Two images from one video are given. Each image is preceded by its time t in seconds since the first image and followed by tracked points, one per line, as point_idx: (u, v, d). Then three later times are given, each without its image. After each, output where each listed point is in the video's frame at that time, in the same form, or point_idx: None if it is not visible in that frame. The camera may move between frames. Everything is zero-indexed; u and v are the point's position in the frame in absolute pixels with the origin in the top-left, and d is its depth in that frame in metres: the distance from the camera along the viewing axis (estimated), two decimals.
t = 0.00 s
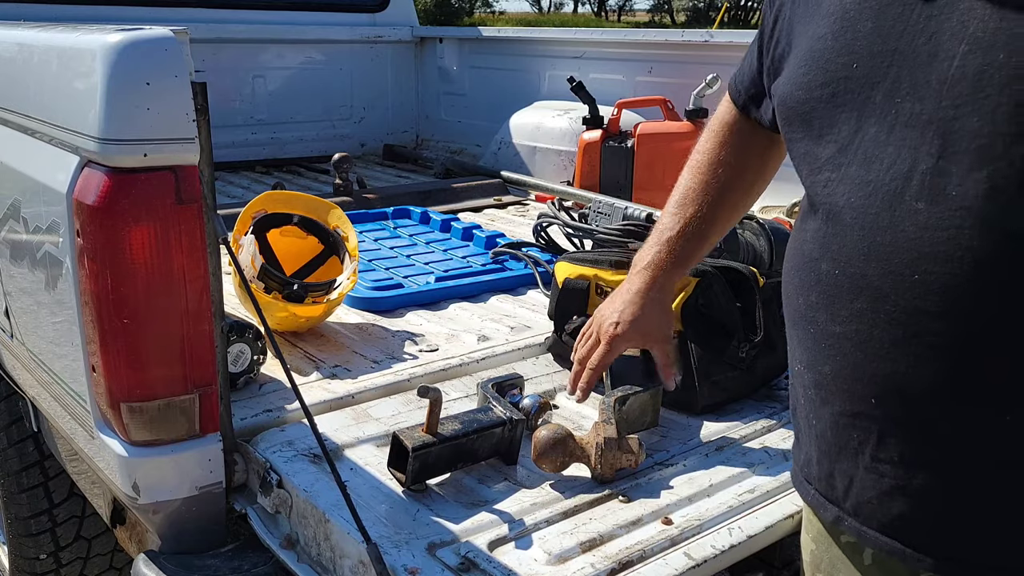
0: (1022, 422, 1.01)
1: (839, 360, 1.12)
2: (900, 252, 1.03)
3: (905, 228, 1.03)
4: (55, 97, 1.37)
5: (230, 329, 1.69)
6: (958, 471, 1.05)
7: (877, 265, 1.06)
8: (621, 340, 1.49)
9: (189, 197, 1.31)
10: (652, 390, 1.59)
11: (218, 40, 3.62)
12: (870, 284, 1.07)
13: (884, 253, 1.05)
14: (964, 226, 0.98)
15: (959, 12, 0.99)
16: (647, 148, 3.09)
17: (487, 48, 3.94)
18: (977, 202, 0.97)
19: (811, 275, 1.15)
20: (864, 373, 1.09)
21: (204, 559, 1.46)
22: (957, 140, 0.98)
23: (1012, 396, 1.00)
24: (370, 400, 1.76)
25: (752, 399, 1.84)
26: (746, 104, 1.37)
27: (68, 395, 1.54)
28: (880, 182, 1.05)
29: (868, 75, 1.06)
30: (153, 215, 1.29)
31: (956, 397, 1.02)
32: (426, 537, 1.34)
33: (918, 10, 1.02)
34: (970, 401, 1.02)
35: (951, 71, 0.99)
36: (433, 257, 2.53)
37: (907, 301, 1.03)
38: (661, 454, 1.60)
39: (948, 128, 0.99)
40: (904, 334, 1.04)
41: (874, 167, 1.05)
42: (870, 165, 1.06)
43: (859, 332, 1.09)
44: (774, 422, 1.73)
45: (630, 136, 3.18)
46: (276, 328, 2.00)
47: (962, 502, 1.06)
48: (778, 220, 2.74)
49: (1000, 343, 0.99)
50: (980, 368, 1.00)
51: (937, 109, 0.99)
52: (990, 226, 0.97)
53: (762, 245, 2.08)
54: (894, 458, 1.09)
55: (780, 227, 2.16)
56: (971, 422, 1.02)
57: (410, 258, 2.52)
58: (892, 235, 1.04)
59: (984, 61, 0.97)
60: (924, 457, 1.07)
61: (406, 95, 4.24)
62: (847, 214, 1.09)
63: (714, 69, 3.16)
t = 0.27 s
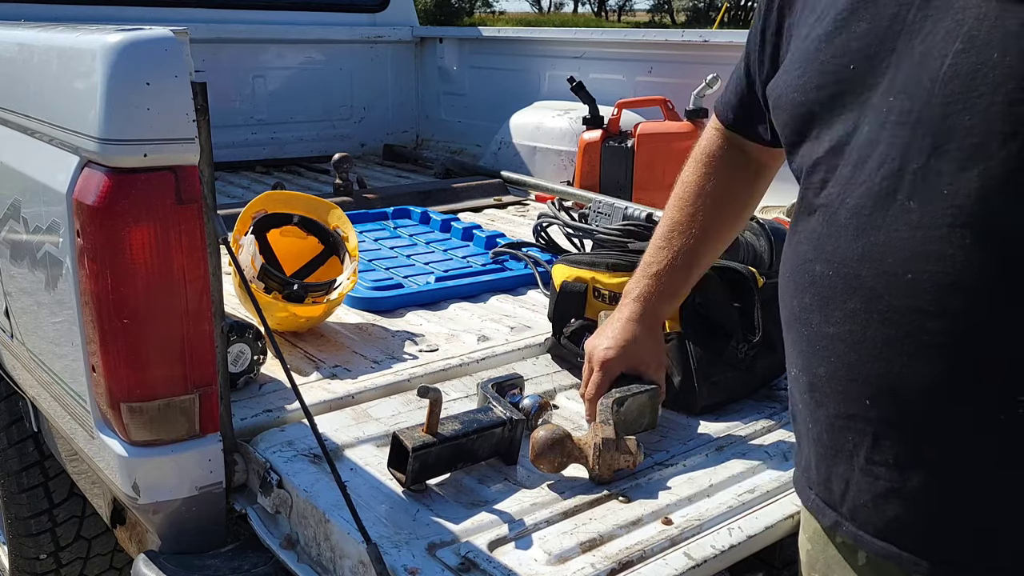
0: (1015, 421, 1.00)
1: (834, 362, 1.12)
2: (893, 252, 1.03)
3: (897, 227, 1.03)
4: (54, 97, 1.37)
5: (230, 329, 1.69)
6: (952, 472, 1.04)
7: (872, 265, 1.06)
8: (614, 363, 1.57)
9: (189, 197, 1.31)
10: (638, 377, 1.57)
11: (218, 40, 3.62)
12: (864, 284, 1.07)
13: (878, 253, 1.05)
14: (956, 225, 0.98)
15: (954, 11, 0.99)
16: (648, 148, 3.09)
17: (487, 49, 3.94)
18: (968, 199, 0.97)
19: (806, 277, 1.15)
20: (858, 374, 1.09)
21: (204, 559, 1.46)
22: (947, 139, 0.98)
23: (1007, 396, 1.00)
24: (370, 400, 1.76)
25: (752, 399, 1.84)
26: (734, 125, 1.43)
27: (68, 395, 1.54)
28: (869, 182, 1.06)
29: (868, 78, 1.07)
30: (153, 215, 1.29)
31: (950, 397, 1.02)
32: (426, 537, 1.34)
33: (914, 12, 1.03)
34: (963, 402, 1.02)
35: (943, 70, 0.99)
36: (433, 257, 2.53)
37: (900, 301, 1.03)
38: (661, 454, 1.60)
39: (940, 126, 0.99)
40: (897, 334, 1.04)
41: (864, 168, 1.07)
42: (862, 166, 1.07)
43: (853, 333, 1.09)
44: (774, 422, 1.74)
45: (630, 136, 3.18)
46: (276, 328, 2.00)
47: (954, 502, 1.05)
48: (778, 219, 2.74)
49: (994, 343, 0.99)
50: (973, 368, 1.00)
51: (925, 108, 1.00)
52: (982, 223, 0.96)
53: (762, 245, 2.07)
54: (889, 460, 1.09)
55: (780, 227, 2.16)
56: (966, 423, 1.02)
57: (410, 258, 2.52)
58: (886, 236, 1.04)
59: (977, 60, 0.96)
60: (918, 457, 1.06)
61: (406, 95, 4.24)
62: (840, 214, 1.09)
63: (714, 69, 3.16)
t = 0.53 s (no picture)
0: (1011, 429, 1.00)
1: (830, 363, 1.12)
2: (893, 256, 1.04)
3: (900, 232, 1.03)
4: (55, 97, 1.37)
5: (230, 329, 1.69)
6: (944, 477, 1.04)
7: (871, 269, 1.06)
8: (610, 354, 1.61)
9: (189, 197, 1.31)
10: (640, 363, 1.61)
11: (218, 40, 3.62)
12: (862, 287, 1.07)
13: (877, 257, 1.05)
14: (954, 231, 0.98)
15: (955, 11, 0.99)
16: (648, 148, 3.09)
17: (487, 49, 3.95)
18: (972, 207, 0.97)
19: (805, 278, 1.16)
20: (854, 376, 1.09)
21: (204, 559, 1.46)
22: (954, 146, 0.98)
23: (1002, 403, 0.99)
24: (370, 400, 1.76)
25: (752, 399, 1.84)
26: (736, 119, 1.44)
27: (69, 395, 1.54)
28: (874, 186, 1.06)
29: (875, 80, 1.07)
30: (153, 214, 1.29)
31: (946, 402, 1.02)
32: (426, 536, 1.34)
33: (922, 14, 1.03)
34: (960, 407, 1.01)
35: (953, 76, 0.98)
36: (433, 257, 2.53)
37: (898, 305, 1.03)
38: (661, 454, 1.60)
39: (946, 133, 0.99)
40: (894, 338, 1.04)
41: (870, 171, 1.07)
42: (868, 168, 1.07)
43: (851, 335, 1.09)
44: (774, 422, 1.73)
45: (630, 136, 3.18)
46: (276, 328, 2.00)
47: (946, 507, 1.05)
48: (778, 219, 2.74)
49: (991, 349, 0.99)
50: (970, 373, 1.00)
51: (934, 115, 1.00)
52: (984, 228, 0.96)
53: (762, 245, 2.07)
54: (882, 462, 1.09)
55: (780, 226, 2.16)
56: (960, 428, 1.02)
57: (410, 258, 2.52)
58: (886, 240, 1.04)
59: (988, 68, 0.96)
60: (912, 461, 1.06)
61: (406, 95, 4.24)
62: (843, 217, 1.10)
63: (714, 69, 3.16)
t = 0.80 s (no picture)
0: (1013, 433, 1.01)
1: (832, 364, 1.12)
2: (898, 258, 1.03)
3: (905, 236, 1.03)
4: (55, 97, 1.37)
5: (229, 328, 1.69)
6: (945, 477, 1.04)
7: (876, 270, 1.06)
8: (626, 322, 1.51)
9: (189, 197, 1.31)
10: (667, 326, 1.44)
11: (218, 40, 3.61)
12: (867, 288, 1.07)
13: (883, 259, 1.05)
14: (963, 235, 0.98)
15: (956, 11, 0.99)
16: (648, 148, 3.10)
17: (487, 49, 3.95)
18: (979, 214, 0.97)
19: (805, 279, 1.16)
20: (857, 377, 1.09)
21: (204, 558, 1.46)
22: (963, 149, 0.98)
23: (1007, 406, 1.00)
24: (370, 400, 1.76)
25: (752, 399, 1.84)
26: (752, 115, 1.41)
27: (69, 395, 1.54)
28: (881, 187, 1.05)
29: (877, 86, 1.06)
30: (153, 214, 1.29)
31: (950, 404, 1.02)
32: (426, 536, 1.34)
33: (934, 11, 1.03)
34: (965, 411, 1.02)
35: (965, 76, 0.99)
36: (433, 257, 2.53)
37: (903, 307, 1.03)
38: (661, 453, 1.60)
39: (955, 134, 0.99)
40: (899, 340, 1.04)
41: (876, 171, 1.06)
42: (875, 167, 1.06)
43: (854, 336, 1.09)
44: (773, 422, 1.73)
45: (630, 136, 3.18)
46: (276, 328, 2.00)
47: (947, 510, 1.05)
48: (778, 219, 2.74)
49: (994, 352, 0.99)
50: (973, 376, 1.00)
51: (945, 116, 1.00)
52: (985, 230, 0.97)
53: (762, 246, 2.07)
54: (883, 464, 1.09)
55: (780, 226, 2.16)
56: (961, 430, 1.03)
57: (410, 258, 2.52)
58: (891, 241, 1.04)
59: (1002, 69, 0.96)
60: (914, 463, 1.06)
61: (406, 95, 4.24)
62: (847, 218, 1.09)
63: (714, 69, 3.16)
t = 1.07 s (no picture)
0: None
1: (851, 352, 1.07)
2: (925, 244, 0.98)
3: (929, 223, 0.98)
4: (55, 97, 1.37)
5: (230, 328, 1.69)
6: (958, 477, 1.00)
7: (903, 255, 1.00)
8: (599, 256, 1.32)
9: (189, 197, 1.31)
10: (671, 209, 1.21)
11: (218, 40, 3.61)
12: (892, 274, 1.02)
13: (910, 243, 1.00)
14: (998, 222, 0.93)
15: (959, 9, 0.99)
16: (647, 148, 3.09)
17: (487, 48, 3.95)
18: (1014, 201, 0.92)
19: (822, 264, 1.11)
20: (876, 367, 1.04)
21: (204, 558, 1.46)
22: (1004, 132, 0.92)
23: None
24: (370, 400, 1.76)
25: (752, 399, 1.84)
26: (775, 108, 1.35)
27: (69, 395, 1.54)
28: (913, 170, 1.00)
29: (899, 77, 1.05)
30: (153, 214, 1.29)
31: (973, 401, 0.97)
32: (426, 536, 1.34)
33: None
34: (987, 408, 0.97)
35: (1011, 57, 0.93)
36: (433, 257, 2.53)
37: (928, 296, 0.98)
38: (661, 453, 1.60)
39: (995, 117, 0.93)
40: (922, 330, 0.99)
41: (907, 155, 1.00)
42: (906, 151, 1.01)
43: (874, 325, 1.04)
44: (773, 422, 1.73)
45: (630, 136, 3.18)
46: (276, 328, 2.00)
47: (959, 510, 1.01)
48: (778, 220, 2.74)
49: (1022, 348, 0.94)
50: (998, 372, 0.95)
51: (986, 98, 0.94)
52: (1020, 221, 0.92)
53: (761, 247, 2.06)
54: (896, 459, 1.04)
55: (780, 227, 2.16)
56: (980, 430, 0.98)
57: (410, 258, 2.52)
58: (919, 226, 0.99)
59: None
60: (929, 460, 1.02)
61: (406, 95, 4.24)
62: (870, 205, 1.04)
63: (714, 69, 3.16)
